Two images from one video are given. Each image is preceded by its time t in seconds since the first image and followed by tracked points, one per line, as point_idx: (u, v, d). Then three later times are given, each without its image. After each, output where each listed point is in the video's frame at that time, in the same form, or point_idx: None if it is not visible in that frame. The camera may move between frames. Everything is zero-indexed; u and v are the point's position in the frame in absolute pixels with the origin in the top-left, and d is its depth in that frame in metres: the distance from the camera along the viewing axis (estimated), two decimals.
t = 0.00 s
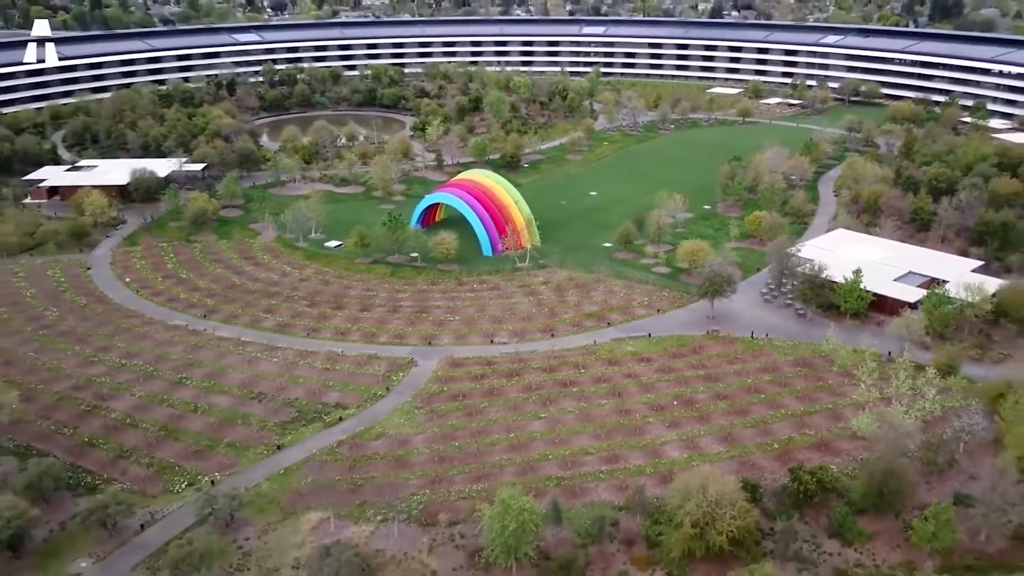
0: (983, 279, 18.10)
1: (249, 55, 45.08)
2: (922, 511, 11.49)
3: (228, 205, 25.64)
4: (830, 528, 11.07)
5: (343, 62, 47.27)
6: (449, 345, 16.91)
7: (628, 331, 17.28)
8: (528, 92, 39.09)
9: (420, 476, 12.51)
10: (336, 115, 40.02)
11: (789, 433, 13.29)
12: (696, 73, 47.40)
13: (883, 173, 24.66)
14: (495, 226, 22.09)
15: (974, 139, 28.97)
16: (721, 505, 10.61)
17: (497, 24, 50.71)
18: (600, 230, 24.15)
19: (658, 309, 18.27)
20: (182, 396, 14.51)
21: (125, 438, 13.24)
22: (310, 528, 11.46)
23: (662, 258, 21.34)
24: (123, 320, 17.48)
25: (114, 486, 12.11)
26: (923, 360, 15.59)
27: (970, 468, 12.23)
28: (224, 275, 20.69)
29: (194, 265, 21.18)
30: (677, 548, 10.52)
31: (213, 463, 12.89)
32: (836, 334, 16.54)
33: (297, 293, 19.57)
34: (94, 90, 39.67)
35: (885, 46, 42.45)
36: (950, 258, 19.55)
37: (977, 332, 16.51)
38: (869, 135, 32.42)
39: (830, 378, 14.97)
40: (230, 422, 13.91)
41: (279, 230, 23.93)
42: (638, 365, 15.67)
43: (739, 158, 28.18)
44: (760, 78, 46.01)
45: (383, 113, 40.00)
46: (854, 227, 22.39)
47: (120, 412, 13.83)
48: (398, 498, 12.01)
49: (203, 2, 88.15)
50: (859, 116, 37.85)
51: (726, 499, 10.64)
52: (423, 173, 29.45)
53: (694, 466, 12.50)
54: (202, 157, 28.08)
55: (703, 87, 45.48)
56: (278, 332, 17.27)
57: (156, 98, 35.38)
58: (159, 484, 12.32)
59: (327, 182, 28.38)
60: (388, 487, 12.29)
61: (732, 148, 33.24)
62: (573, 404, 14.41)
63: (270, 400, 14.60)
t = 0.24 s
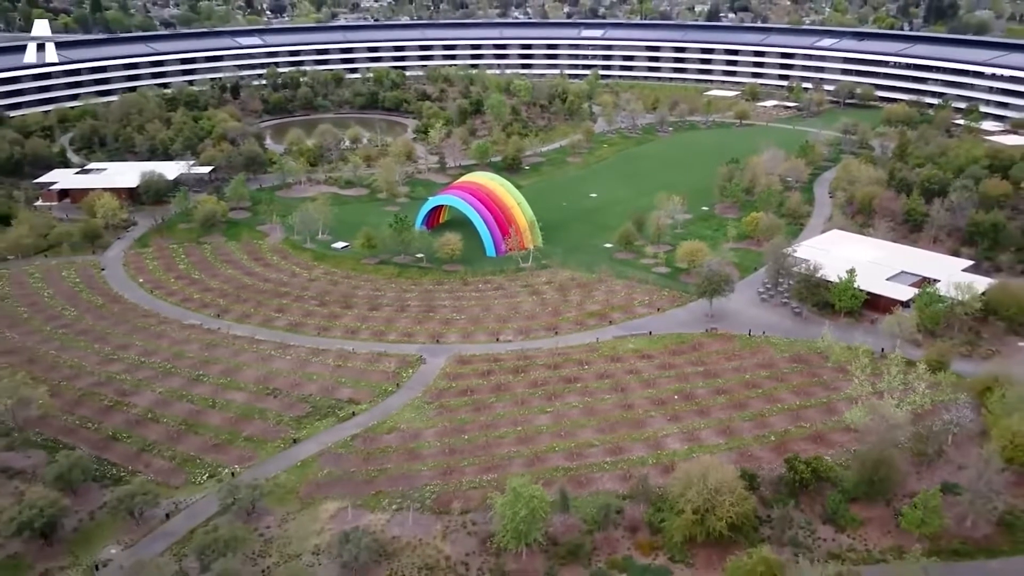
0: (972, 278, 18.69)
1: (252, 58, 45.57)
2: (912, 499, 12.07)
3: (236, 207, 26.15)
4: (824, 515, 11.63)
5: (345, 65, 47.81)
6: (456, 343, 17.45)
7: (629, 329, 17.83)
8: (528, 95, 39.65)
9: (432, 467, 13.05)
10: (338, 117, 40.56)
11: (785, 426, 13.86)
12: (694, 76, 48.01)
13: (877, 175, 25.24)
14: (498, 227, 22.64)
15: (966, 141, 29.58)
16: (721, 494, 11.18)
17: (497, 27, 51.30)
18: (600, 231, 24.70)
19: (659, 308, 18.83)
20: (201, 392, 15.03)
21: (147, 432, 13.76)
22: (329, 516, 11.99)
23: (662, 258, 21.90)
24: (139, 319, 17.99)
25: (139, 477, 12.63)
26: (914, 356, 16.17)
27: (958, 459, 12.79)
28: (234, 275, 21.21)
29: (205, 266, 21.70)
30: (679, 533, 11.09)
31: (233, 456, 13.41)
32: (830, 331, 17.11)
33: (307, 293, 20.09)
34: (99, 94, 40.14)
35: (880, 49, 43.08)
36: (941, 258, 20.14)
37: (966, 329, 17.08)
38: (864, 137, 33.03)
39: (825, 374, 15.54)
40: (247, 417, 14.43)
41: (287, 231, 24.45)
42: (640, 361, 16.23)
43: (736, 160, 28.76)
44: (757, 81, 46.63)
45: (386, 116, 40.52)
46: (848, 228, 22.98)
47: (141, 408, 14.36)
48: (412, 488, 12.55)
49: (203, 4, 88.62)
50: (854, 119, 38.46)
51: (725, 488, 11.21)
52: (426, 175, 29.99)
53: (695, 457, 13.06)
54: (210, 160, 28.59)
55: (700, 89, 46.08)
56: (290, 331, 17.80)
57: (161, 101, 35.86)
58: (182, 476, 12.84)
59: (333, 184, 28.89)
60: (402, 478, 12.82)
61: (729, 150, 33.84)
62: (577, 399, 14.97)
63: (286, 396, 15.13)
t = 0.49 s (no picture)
0: (962, 277, 19.27)
1: (254, 62, 46.07)
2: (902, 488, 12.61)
3: (243, 209, 26.64)
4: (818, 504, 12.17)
5: (346, 69, 48.34)
6: (462, 341, 17.97)
7: (630, 327, 18.37)
8: (528, 98, 40.20)
9: (442, 459, 13.58)
10: (341, 121, 41.08)
11: (781, 419, 14.40)
12: (691, 79, 48.62)
13: (871, 177, 25.81)
14: (500, 229, 23.17)
15: (959, 144, 30.16)
16: (718, 482, 11.72)
17: (496, 31, 51.88)
18: (600, 232, 25.24)
19: (658, 307, 19.37)
20: (216, 389, 15.55)
21: (166, 426, 14.27)
22: (343, 506, 12.51)
23: (661, 258, 22.45)
24: (153, 319, 18.50)
25: (160, 469, 13.13)
26: (905, 353, 16.74)
27: (946, 449, 13.32)
28: (244, 276, 21.72)
29: (215, 267, 22.21)
30: (680, 520, 11.63)
31: (249, 449, 13.92)
32: (825, 329, 17.67)
33: (316, 293, 20.61)
34: (104, 98, 40.60)
35: (874, 52, 43.68)
36: (933, 258, 20.71)
37: (956, 327, 17.64)
38: (858, 139, 33.62)
39: (819, 369, 16.10)
40: (262, 412, 14.94)
41: (293, 233, 24.96)
42: (640, 358, 16.77)
43: (733, 163, 29.32)
44: (753, 84, 47.24)
45: (387, 119, 41.04)
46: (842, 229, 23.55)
47: (160, 403, 14.88)
48: (423, 479, 13.08)
49: (203, 8, 89.14)
50: (849, 121, 39.06)
51: (723, 477, 11.75)
52: (429, 178, 30.52)
53: (694, 448, 13.60)
54: (216, 163, 29.10)
55: (698, 92, 46.67)
56: (301, 330, 18.31)
57: (167, 105, 36.36)
58: (201, 468, 13.34)
59: (337, 187, 29.37)
60: (412, 470, 13.34)
61: (727, 153, 34.42)
62: (580, 394, 15.51)
63: (298, 392, 15.64)
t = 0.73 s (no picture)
0: (950, 275, 19.90)
1: (256, 64, 46.58)
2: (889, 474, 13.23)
3: (250, 210, 27.20)
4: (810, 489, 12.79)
5: (347, 71, 48.89)
6: (466, 337, 18.55)
7: (629, 323, 18.97)
8: (527, 100, 40.79)
9: (450, 449, 14.17)
10: (342, 123, 41.64)
11: (775, 410, 15.01)
12: (687, 80, 49.27)
13: (863, 177, 26.45)
14: (502, 229, 23.75)
15: (949, 145, 30.81)
16: (714, 468, 12.33)
17: (495, 33, 52.48)
18: (599, 232, 25.84)
19: (656, 304, 19.98)
20: (231, 383, 16.12)
21: (184, 419, 14.84)
22: (357, 493, 13.09)
23: (658, 257, 23.07)
24: (166, 316, 19.07)
25: (179, 459, 13.70)
26: (894, 347, 17.37)
27: (932, 438, 13.94)
28: (252, 274, 22.28)
29: (224, 266, 22.77)
30: (678, 505, 12.24)
31: (265, 440, 14.49)
32: (817, 324, 18.30)
33: (323, 291, 21.18)
34: (108, 100, 41.10)
35: (868, 54, 44.36)
36: (923, 256, 21.35)
37: (944, 322, 18.28)
38: (851, 141, 34.28)
39: (811, 363, 16.72)
40: (276, 405, 15.51)
41: (299, 233, 25.51)
42: (639, 353, 17.37)
43: (729, 164, 29.95)
44: (749, 85, 47.90)
45: (388, 120, 41.60)
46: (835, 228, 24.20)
47: (177, 397, 15.44)
48: (432, 467, 13.67)
49: (203, 10, 89.68)
50: (842, 123, 39.73)
51: (719, 463, 12.36)
52: (430, 179, 31.10)
53: (691, 438, 14.22)
54: (222, 164, 29.65)
55: (694, 94, 47.30)
56: (310, 326, 18.89)
57: (171, 107, 36.88)
58: (219, 458, 13.91)
59: (340, 188, 29.90)
60: (422, 459, 13.93)
61: (722, 154, 35.06)
62: (582, 387, 16.11)
63: (310, 386, 16.22)
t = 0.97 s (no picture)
0: (940, 271, 20.47)
1: (257, 64, 47.03)
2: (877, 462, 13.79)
3: (255, 209, 27.69)
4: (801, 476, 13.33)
5: (347, 71, 49.35)
6: (469, 332, 19.08)
7: (628, 319, 19.52)
8: (526, 101, 41.30)
9: (456, 439, 14.70)
10: (343, 123, 42.13)
11: (769, 401, 15.58)
12: (684, 81, 49.81)
13: (856, 177, 27.02)
14: (503, 227, 24.27)
15: (941, 145, 31.37)
16: (710, 456, 12.88)
17: (493, 34, 52.99)
18: (598, 230, 26.37)
19: (654, 300, 20.52)
20: (242, 376, 16.64)
21: (199, 411, 15.36)
22: (367, 480, 13.61)
23: (656, 255, 23.61)
24: (177, 313, 19.58)
25: (195, 449, 14.22)
26: (884, 341, 17.93)
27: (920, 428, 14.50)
28: (259, 272, 22.78)
29: (231, 264, 23.27)
30: (676, 491, 12.79)
31: (276, 432, 15.00)
32: (810, 319, 18.86)
33: (329, 288, 21.69)
34: (112, 100, 41.53)
35: (862, 54, 44.92)
36: (913, 254, 21.93)
37: (933, 317, 18.84)
38: (845, 140, 34.86)
39: (804, 357, 17.28)
40: (286, 398, 16.03)
41: (304, 232, 26.00)
42: (638, 347, 17.92)
43: (725, 163, 30.51)
44: (745, 86, 48.47)
45: (389, 120, 42.07)
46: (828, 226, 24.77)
47: (191, 390, 15.97)
48: (439, 457, 14.19)
49: (202, 10, 90.16)
50: (837, 122, 40.30)
51: (714, 451, 12.91)
52: (432, 179, 31.62)
53: (688, 428, 14.76)
54: (227, 165, 30.15)
55: (691, 94, 47.84)
56: (317, 322, 19.40)
57: (175, 108, 37.34)
58: (233, 448, 14.43)
59: (343, 187, 30.34)
60: (429, 448, 14.46)
61: (718, 154, 35.63)
62: (582, 380, 16.65)
63: (319, 379, 16.74)
